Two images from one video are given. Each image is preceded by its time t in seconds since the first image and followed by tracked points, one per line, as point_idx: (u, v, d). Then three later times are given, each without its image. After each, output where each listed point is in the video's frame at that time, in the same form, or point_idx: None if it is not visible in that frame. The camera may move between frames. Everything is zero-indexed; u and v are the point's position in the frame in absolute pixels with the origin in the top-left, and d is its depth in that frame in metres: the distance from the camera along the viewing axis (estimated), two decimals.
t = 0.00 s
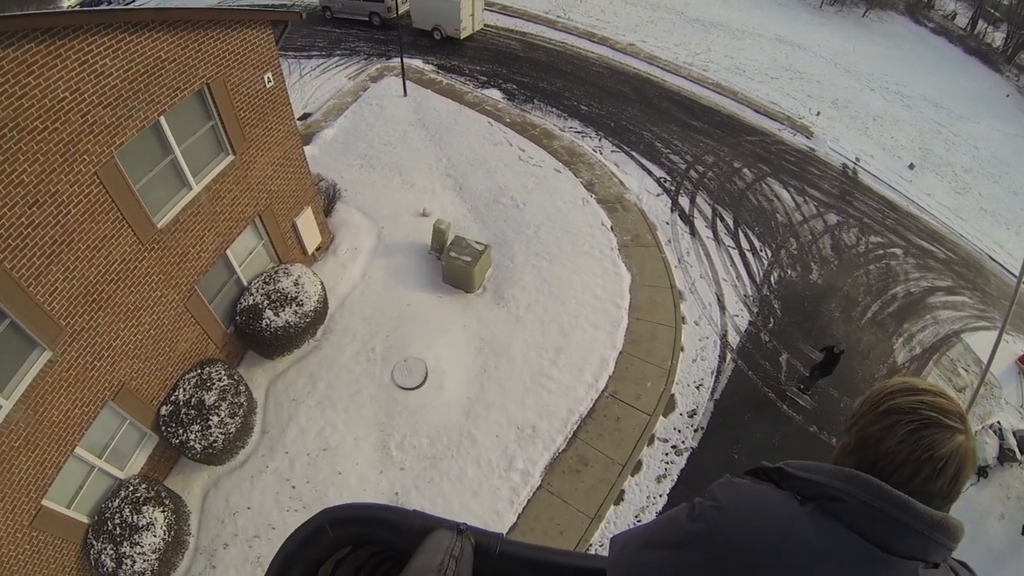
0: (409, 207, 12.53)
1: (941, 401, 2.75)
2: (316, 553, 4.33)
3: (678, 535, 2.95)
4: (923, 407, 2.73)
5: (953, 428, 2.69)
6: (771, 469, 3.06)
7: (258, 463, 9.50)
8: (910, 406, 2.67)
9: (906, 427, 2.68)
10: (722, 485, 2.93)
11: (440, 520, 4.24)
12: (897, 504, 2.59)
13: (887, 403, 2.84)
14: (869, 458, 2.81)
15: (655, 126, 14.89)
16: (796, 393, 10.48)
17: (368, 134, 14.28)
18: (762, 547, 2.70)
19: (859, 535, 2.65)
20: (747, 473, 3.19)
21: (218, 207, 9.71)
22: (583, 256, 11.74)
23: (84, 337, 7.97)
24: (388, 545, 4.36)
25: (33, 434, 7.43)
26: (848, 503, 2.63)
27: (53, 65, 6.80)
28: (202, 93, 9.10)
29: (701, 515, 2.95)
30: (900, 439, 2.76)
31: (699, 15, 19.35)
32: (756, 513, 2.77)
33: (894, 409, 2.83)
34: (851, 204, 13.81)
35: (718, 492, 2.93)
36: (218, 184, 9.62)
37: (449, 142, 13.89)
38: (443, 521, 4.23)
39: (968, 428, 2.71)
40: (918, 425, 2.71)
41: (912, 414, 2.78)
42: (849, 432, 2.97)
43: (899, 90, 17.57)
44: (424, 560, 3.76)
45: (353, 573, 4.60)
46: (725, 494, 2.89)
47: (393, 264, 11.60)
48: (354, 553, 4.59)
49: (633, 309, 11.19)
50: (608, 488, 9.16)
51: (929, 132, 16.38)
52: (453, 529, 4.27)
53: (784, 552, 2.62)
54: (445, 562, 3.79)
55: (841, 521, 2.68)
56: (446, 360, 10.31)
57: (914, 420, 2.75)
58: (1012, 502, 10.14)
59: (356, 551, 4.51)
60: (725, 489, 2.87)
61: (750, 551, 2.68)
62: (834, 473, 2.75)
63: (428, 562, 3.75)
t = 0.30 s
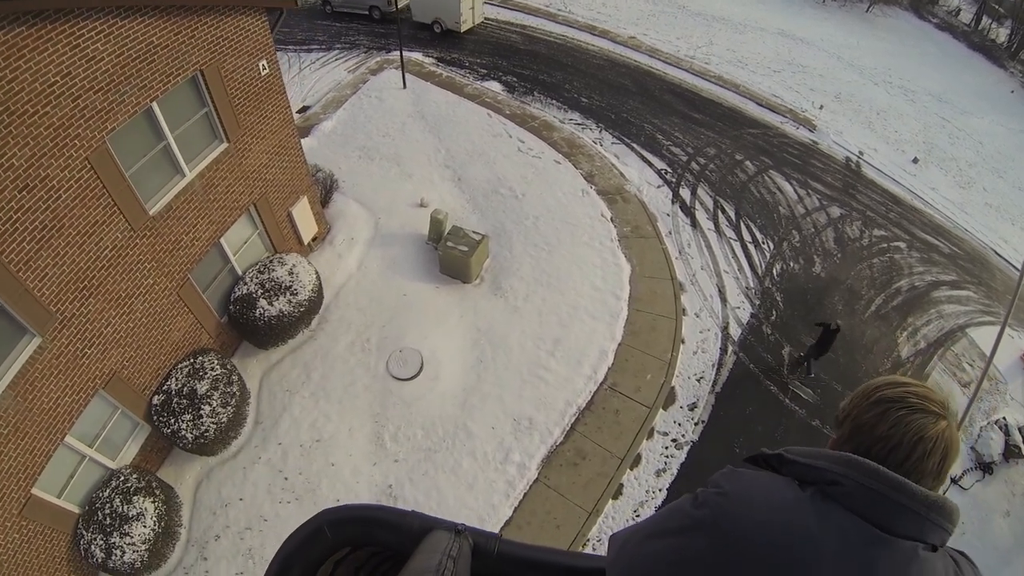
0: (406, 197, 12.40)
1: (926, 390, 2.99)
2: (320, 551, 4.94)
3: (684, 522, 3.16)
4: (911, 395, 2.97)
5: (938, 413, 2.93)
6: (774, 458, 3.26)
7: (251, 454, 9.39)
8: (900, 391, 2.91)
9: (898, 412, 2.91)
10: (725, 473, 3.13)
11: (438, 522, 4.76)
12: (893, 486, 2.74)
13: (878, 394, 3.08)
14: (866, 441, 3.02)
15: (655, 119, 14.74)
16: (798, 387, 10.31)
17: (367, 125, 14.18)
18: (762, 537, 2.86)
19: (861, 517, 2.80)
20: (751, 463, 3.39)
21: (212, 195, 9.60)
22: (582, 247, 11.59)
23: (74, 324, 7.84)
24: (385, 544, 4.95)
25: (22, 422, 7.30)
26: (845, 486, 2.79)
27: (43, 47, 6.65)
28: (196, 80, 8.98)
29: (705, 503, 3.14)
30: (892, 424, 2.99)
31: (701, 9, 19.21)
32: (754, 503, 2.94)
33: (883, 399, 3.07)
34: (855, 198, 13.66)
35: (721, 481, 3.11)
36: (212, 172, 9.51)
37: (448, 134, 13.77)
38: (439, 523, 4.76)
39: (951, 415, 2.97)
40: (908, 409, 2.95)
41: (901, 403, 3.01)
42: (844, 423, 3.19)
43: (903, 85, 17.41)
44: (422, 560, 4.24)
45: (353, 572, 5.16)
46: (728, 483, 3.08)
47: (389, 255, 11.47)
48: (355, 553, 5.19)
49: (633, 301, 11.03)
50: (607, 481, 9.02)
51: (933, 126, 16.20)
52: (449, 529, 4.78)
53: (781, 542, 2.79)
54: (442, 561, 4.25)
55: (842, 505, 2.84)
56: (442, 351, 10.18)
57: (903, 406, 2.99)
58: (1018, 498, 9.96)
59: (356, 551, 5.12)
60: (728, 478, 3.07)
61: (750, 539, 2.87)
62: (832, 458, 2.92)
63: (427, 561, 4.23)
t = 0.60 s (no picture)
0: (402, 189, 12.30)
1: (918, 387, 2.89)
2: (316, 553, 4.49)
3: (679, 521, 2.94)
4: (903, 392, 2.87)
5: (931, 410, 2.84)
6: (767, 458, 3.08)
7: (240, 446, 9.27)
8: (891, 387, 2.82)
9: (890, 409, 2.80)
10: (721, 471, 2.93)
11: (435, 522, 4.38)
12: (890, 483, 2.60)
13: (869, 392, 2.97)
14: (857, 440, 2.90)
15: (654, 114, 14.63)
16: (797, 382, 10.20)
17: (363, 118, 14.08)
18: (760, 535, 2.68)
19: (858, 516, 2.64)
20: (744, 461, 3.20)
21: (203, 183, 9.49)
22: (578, 240, 11.47)
23: (62, 310, 7.70)
24: (385, 546, 4.50)
25: (9, 409, 7.16)
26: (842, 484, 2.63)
27: (32, 29, 6.53)
28: (188, 66, 8.88)
29: (701, 501, 2.94)
30: (884, 423, 2.88)
31: (702, 6, 19.11)
32: (752, 501, 2.75)
33: (875, 397, 2.96)
34: (854, 194, 13.55)
35: (717, 479, 2.90)
36: (203, 159, 9.41)
37: (445, 127, 13.66)
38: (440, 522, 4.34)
39: (944, 412, 2.87)
40: (900, 406, 2.86)
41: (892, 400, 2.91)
42: (836, 424, 3.07)
43: (903, 83, 17.30)
44: (420, 560, 3.86)
45: None
46: (724, 481, 2.88)
47: (383, 247, 11.35)
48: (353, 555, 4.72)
49: (630, 295, 10.90)
50: (602, 476, 8.89)
51: (934, 125, 16.09)
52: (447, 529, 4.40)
53: (779, 541, 2.61)
54: (440, 561, 3.88)
55: (839, 503, 2.68)
56: (434, 343, 10.06)
57: (895, 404, 2.89)
58: (1019, 498, 9.80)
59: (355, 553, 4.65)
60: (726, 476, 2.87)
61: (748, 537, 2.67)
62: (828, 456, 2.76)
63: (424, 562, 3.86)
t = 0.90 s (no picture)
0: (397, 179, 12.19)
1: (910, 386, 2.89)
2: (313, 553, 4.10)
3: (679, 519, 2.88)
4: (893, 390, 2.88)
5: (923, 406, 2.83)
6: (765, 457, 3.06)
7: (230, 436, 9.13)
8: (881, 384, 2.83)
9: (877, 406, 2.82)
10: (721, 469, 2.88)
11: (435, 519, 4.07)
12: (888, 482, 2.59)
13: (860, 391, 2.99)
14: (847, 440, 2.91)
15: (652, 105, 14.51)
16: (796, 375, 10.08)
17: (359, 109, 13.97)
18: (760, 531, 2.64)
19: (858, 515, 2.63)
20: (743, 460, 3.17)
21: (194, 169, 9.36)
22: (574, 229, 11.34)
23: (50, 296, 7.56)
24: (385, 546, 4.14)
25: None
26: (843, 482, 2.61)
27: (23, 12, 6.40)
28: (178, 51, 8.75)
29: (700, 499, 2.88)
30: (874, 421, 2.89)
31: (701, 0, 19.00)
32: (753, 498, 2.70)
33: (867, 397, 2.98)
34: (854, 186, 13.43)
35: (717, 476, 2.86)
36: (195, 146, 9.28)
37: (441, 117, 13.54)
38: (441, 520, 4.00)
39: (937, 409, 2.86)
40: (890, 404, 2.86)
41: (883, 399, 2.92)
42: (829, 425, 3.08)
43: (903, 78, 17.20)
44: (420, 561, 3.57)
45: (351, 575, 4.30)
46: (725, 479, 2.83)
47: (376, 237, 11.22)
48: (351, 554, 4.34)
49: (626, 285, 10.77)
50: (597, 468, 8.75)
51: (934, 119, 15.98)
52: (447, 526, 4.09)
53: (780, 539, 2.58)
54: (441, 561, 3.58)
55: (839, 502, 2.66)
56: (427, 332, 9.93)
57: (885, 402, 2.90)
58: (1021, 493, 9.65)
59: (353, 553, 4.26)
60: (726, 473, 2.81)
61: (748, 535, 2.62)
62: (827, 454, 2.75)
63: (424, 562, 3.56)
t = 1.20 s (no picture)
0: (389, 167, 12.07)
1: (918, 383, 2.91)
2: (318, 549, 4.03)
3: (686, 512, 2.96)
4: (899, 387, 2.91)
5: (929, 404, 2.84)
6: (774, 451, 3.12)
7: (220, 426, 8.99)
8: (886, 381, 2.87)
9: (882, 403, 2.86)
10: (727, 464, 2.96)
11: (440, 515, 3.96)
12: (892, 475, 2.64)
13: (868, 388, 3.03)
14: (853, 436, 2.96)
15: (648, 94, 14.37)
16: (793, 363, 9.97)
17: (352, 98, 13.85)
18: (764, 525, 2.73)
19: (862, 509, 2.68)
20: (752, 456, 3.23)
21: (183, 157, 9.20)
22: (568, 216, 11.22)
23: (35, 284, 7.40)
24: (389, 542, 4.06)
25: None
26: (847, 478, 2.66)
27: None
28: (166, 37, 8.59)
29: (707, 492, 2.96)
30: (880, 417, 2.92)
31: None
32: (757, 493, 2.79)
33: (875, 394, 3.01)
34: (852, 175, 13.32)
35: (723, 471, 2.94)
36: (184, 133, 9.13)
37: (434, 107, 13.40)
38: (446, 517, 3.91)
39: (946, 408, 2.85)
40: (896, 401, 2.89)
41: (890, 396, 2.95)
42: (836, 421, 3.14)
43: (901, 69, 17.06)
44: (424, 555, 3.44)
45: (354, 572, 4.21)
46: (732, 473, 2.91)
47: (367, 225, 11.09)
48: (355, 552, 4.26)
49: (621, 273, 10.65)
50: (591, 457, 8.62)
51: (933, 110, 15.84)
52: (452, 522, 3.97)
53: (785, 533, 2.66)
54: (445, 556, 3.42)
55: (844, 497, 2.71)
56: (418, 321, 9.80)
57: (891, 399, 2.93)
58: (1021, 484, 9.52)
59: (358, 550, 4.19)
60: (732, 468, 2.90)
61: (754, 529, 2.72)
62: (832, 448, 2.79)
63: (426, 558, 3.42)
